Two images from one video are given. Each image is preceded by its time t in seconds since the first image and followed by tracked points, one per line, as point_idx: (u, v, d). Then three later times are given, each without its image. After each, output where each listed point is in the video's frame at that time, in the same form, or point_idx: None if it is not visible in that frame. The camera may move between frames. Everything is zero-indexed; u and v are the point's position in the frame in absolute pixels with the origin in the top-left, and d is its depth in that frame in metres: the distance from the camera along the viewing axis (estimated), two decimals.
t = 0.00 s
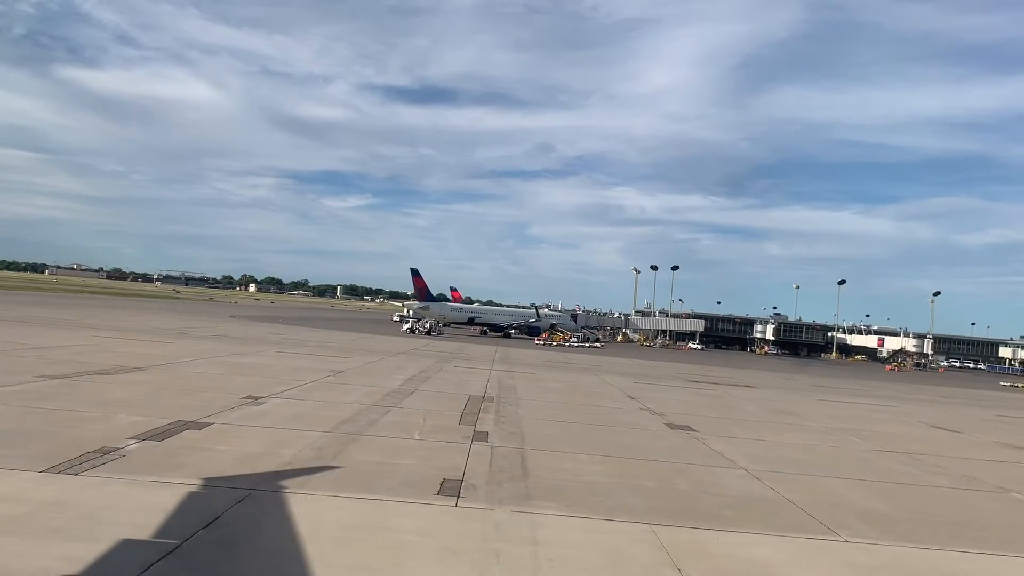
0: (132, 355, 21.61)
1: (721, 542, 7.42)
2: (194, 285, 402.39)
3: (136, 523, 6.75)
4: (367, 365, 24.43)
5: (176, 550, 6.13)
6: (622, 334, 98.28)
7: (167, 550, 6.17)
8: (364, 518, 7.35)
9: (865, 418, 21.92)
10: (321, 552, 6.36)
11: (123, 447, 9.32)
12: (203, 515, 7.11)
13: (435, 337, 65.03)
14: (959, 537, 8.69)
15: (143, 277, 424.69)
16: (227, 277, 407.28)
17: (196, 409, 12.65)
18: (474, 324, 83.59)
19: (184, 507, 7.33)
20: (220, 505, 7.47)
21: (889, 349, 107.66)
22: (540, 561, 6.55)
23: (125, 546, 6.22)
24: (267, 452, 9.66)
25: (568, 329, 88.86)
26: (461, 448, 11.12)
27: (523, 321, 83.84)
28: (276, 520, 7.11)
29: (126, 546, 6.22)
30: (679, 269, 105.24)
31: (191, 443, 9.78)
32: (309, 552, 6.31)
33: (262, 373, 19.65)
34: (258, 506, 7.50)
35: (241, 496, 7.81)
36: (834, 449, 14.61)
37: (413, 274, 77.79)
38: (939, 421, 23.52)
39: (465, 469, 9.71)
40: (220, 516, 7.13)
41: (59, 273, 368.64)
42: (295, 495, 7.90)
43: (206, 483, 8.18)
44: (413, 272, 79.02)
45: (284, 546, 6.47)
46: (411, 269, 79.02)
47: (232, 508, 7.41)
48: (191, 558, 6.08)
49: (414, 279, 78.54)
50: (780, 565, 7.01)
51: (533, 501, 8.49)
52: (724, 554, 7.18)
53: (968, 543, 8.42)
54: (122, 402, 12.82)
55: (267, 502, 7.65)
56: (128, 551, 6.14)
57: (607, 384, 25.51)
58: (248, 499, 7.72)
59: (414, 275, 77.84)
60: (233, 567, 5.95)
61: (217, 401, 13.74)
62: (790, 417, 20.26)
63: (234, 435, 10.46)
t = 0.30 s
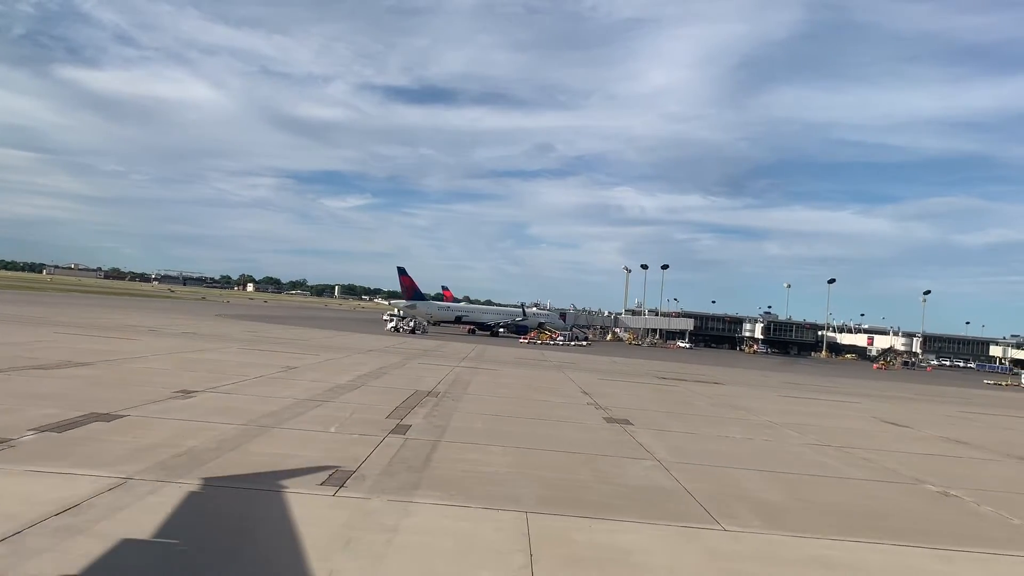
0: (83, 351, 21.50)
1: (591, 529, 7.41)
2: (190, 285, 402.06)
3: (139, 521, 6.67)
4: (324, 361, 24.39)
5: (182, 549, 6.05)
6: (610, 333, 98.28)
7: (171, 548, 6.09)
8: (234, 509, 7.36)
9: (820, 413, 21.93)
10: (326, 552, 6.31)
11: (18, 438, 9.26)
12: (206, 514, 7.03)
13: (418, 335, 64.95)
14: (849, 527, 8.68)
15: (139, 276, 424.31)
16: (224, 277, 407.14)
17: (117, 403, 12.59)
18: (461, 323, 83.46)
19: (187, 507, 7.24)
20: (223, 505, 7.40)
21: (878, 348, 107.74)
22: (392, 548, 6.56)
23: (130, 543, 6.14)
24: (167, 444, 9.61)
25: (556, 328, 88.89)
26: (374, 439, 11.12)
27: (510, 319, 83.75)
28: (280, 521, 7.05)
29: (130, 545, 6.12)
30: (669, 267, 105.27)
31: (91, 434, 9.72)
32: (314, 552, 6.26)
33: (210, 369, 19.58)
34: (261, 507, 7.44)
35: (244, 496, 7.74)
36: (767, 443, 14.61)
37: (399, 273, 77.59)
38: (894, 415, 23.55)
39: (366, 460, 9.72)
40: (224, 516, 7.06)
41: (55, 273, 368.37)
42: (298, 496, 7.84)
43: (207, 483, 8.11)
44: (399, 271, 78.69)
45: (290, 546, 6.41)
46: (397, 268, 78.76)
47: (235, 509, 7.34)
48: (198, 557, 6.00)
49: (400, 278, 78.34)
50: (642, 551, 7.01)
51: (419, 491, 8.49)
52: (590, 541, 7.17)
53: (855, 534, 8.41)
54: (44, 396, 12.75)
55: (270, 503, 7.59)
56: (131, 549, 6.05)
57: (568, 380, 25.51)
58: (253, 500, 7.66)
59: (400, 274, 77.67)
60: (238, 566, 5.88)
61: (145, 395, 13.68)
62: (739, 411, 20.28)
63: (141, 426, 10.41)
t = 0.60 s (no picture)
0: (35, 348, 21.37)
1: (456, 518, 7.39)
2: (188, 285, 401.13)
3: (137, 524, 6.79)
4: (283, 359, 24.28)
5: (178, 551, 6.16)
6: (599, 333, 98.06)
7: (166, 551, 6.22)
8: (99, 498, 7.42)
9: (773, 409, 21.92)
10: (320, 550, 6.39)
11: None
12: (201, 516, 7.12)
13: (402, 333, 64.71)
14: (736, 515, 8.68)
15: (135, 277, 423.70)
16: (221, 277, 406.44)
17: (39, 396, 12.54)
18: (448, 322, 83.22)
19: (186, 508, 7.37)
20: (220, 505, 7.49)
21: (868, 347, 107.63)
22: (243, 538, 6.60)
23: (125, 546, 6.25)
24: (66, 436, 9.58)
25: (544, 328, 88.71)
26: (285, 431, 11.10)
27: (498, 318, 83.57)
28: (275, 520, 7.14)
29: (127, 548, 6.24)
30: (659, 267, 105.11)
31: None
32: (307, 550, 6.35)
33: (157, 365, 19.48)
34: (255, 506, 7.53)
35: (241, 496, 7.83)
36: (699, 438, 14.59)
37: (386, 272, 77.34)
38: (852, 412, 23.51)
39: (265, 450, 9.72)
40: (221, 517, 7.15)
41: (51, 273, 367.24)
42: (292, 494, 7.91)
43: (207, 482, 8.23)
44: (386, 270, 78.40)
45: (283, 544, 6.51)
46: (384, 268, 78.46)
47: (233, 509, 7.44)
48: (192, 558, 6.11)
49: (387, 277, 78.09)
50: (505, 538, 6.99)
51: (301, 482, 8.47)
52: (452, 528, 7.15)
53: (739, 523, 8.41)
54: None
55: (266, 501, 7.69)
56: (129, 552, 6.14)
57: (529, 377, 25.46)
58: (249, 500, 7.74)
59: (387, 273, 77.43)
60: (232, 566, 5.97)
61: (72, 389, 13.62)
62: (690, 407, 20.24)
63: (48, 419, 10.38)
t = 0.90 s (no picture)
0: None
1: (323, 508, 7.40)
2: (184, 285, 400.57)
3: (136, 524, 6.73)
4: (240, 356, 24.16)
5: (177, 550, 6.11)
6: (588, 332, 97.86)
7: (165, 550, 6.16)
8: None
9: (727, 404, 21.94)
10: (319, 550, 6.38)
11: None
12: (201, 516, 7.08)
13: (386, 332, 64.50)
14: (624, 504, 8.69)
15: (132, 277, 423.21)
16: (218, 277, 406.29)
17: None
18: (435, 321, 82.97)
19: (183, 508, 7.32)
20: (218, 506, 7.45)
21: (858, 347, 107.52)
22: (92, 524, 6.60)
23: (125, 545, 6.19)
24: None
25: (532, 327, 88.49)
26: (195, 424, 11.11)
27: (485, 317, 83.34)
28: (273, 520, 7.11)
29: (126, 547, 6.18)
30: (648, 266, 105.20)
31: None
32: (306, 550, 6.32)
33: (103, 361, 19.37)
34: (254, 507, 7.50)
35: (238, 497, 7.80)
36: (629, 430, 14.62)
37: (371, 271, 77.11)
38: (809, 408, 23.45)
39: (161, 443, 9.73)
40: (220, 517, 7.11)
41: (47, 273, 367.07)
42: (168, 485, 7.89)
43: (205, 483, 8.21)
44: (372, 269, 78.05)
45: (283, 544, 6.49)
46: (370, 266, 78.17)
47: (232, 510, 7.40)
48: (192, 557, 6.07)
49: (373, 276, 77.78)
50: (366, 526, 7.01)
51: (185, 473, 8.49)
52: (315, 518, 7.17)
53: (623, 511, 8.41)
54: None
55: (264, 502, 7.67)
56: (127, 550, 6.11)
57: (488, 374, 25.48)
58: (247, 501, 7.71)
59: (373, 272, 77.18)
60: (232, 565, 5.94)
61: None
62: (640, 402, 20.17)
63: None
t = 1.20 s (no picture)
0: None
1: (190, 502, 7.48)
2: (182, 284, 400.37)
3: (136, 524, 6.79)
4: (199, 353, 24.14)
5: (178, 551, 6.17)
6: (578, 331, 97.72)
7: (166, 550, 6.21)
8: None
9: (681, 400, 21.98)
10: (270, 547, 6.45)
11: None
12: (201, 518, 7.14)
13: (370, 331, 64.33)
14: (510, 495, 8.75)
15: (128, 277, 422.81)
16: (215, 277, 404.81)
17: None
18: (423, 320, 82.79)
19: (184, 509, 7.37)
20: (219, 508, 7.50)
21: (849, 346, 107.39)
22: None
23: (126, 544, 6.27)
24: None
25: (521, 326, 88.36)
26: (108, 418, 11.14)
27: (473, 316, 83.15)
28: (272, 522, 7.16)
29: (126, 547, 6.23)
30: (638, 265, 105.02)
31: None
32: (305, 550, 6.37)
33: (51, 357, 19.34)
34: (254, 509, 7.55)
35: (238, 498, 7.87)
36: (560, 424, 14.67)
37: (358, 270, 76.98)
38: (767, 404, 23.44)
39: (62, 435, 9.79)
40: (221, 519, 7.17)
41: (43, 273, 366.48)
42: (45, 474, 7.94)
43: (206, 483, 8.28)
44: (359, 268, 77.81)
45: (282, 545, 6.53)
46: (357, 265, 77.95)
47: (233, 511, 7.46)
48: (191, 558, 6.12)
49: (359, 274, 77.62)
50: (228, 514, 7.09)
51: (70, 462, 8.53)
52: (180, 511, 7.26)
53: (506, 500, 8.50)
54: None
55: (264, 504, 7.72)
56: (128, 549, 6.19)
57: (449, 370, 25.51)
58: (247, 503, 7.76)
59: (360, 271, 77.02)
60: (230, 566, 5.98)
61: None
62: (590, 398, 20.19)
63: None
